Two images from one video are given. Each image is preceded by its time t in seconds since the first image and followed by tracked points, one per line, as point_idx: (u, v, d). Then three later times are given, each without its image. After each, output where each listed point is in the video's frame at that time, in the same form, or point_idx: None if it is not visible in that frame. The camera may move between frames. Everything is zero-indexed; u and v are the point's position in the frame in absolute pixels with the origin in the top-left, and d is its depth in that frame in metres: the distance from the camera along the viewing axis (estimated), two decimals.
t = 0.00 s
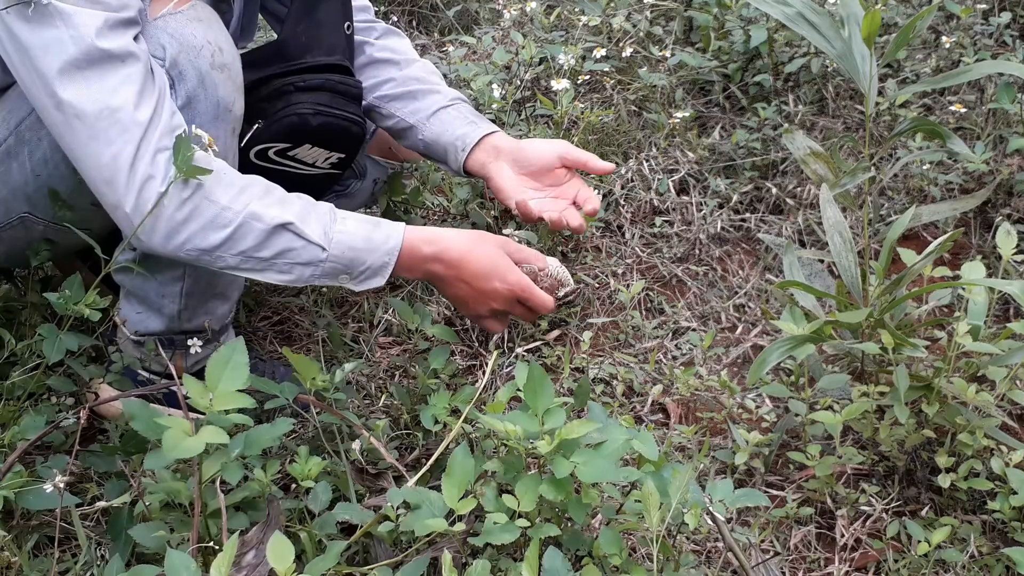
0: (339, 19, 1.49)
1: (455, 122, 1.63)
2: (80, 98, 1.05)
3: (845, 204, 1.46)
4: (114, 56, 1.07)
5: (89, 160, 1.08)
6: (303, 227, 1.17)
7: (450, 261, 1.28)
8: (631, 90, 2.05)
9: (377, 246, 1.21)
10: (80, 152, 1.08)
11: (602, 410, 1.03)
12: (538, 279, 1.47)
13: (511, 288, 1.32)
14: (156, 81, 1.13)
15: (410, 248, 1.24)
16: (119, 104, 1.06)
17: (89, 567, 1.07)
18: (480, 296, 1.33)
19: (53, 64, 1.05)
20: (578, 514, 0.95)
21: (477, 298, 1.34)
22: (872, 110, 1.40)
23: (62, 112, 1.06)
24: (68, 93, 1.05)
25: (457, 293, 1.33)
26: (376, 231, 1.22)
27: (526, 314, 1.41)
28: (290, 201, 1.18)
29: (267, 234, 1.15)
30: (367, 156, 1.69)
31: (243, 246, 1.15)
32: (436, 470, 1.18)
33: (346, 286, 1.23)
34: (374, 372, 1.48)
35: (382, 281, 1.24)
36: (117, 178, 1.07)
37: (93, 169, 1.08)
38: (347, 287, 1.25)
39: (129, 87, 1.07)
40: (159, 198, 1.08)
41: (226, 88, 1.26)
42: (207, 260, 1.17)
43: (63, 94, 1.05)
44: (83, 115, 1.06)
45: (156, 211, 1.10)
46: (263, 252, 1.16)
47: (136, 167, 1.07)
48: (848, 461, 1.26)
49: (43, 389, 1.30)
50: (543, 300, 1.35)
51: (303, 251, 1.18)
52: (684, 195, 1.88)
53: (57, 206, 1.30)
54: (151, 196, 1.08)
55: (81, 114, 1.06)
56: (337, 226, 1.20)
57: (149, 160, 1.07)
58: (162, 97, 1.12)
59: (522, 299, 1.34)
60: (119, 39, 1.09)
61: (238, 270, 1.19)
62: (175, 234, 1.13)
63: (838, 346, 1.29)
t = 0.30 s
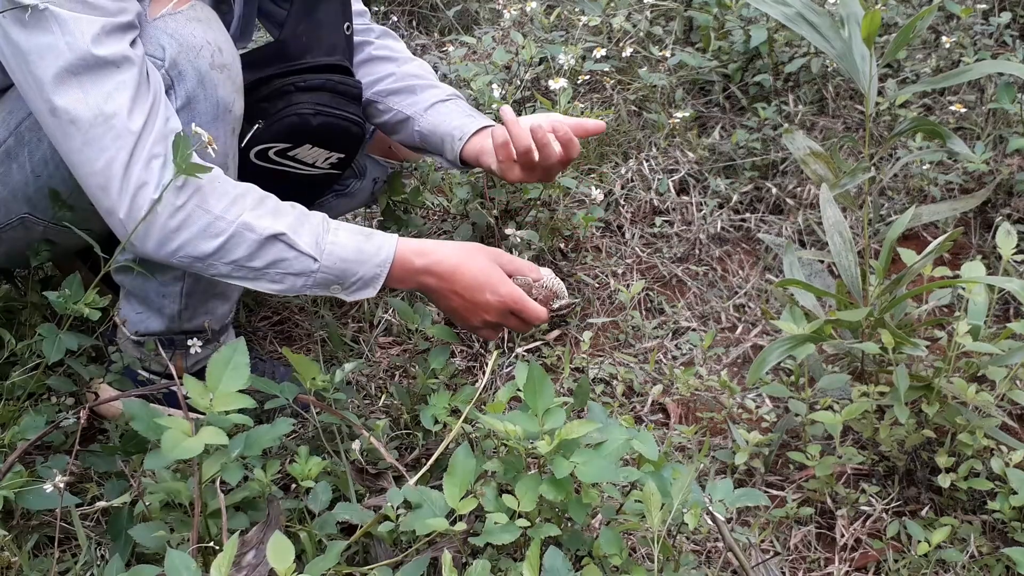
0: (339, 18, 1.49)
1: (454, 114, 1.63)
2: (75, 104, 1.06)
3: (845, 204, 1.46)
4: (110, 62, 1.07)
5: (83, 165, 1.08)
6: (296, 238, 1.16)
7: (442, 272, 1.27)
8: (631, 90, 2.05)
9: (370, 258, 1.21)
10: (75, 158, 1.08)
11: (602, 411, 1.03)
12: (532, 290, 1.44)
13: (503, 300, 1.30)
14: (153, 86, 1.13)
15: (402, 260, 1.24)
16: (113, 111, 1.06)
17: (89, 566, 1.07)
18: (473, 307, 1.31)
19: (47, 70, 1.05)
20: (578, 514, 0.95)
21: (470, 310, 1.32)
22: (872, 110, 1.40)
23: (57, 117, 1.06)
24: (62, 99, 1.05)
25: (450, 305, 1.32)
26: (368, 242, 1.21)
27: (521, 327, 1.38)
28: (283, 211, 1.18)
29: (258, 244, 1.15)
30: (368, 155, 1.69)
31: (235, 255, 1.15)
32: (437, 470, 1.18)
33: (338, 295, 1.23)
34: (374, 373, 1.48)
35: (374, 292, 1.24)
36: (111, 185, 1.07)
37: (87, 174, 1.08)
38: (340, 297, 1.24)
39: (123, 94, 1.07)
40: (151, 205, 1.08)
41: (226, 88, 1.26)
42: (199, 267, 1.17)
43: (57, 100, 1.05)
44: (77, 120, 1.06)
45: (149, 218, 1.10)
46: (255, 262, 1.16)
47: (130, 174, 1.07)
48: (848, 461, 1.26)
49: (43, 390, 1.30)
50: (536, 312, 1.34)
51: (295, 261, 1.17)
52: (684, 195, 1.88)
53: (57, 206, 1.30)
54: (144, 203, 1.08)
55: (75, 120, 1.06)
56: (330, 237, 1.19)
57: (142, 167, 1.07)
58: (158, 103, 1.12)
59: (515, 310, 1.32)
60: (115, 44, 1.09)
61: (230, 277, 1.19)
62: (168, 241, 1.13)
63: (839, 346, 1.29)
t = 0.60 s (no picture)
0: (339, 17, 1.48)
1: (434, 120, 1.60)
2: (75, 104, 1.05)
3: (846, 204, 1.46)
4: (110, 62, 1.06)
5: (84, 166, 1.07)
6: (298, 234, 1.16)
7: (445, 263, 1.26)
8: (632, 89, 2.05)
9: (373, 251, 1.20)
10: (76, 158, 1.08)
11: (603, 411, 1.02)
12: (534, 273, 1.44)
13: (508, 286, 1.30)
14: (153, 84, 1.12)
15: (406, 252, 1.23)
16: (113, 111, 1.05)
17: (88, 567, 1.07)
18: (478, 294, 1.31)
19: (47, 70, 1.04)
20: (579, 515, 0.95)
21: (475, 298, 1.33)
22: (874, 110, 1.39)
23: (58, 117, 1.06)
24: (63, 99, 1.05)
25: (454, 294, 1.32)
26: (370, 236, 1.21)
27: (527, 311, 1.39)
28: (285, 207, 1.17)
29: (262, 241, 1.15)
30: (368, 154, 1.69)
31: (239, 252, 1.15)
32: (436, 470, 1.17)
33: (342, 290, 1.22)
34: (374, 372, 1.48)
35: (378, 285, 1.23)
36: (113, 185, 1.07)
37: (89, 174, 1.08)
38: (343, 291, 1.24)
39: (123, 94, 1.06)
40: (153, 205, 1.07)
41: (226, 86, 1.26)
42: (203, 265, 1.17)
43: (58, 101, 1.05)
44: (78, 121, 1.05)
45: (151, 218, 1.09)
46: (258, 259, 1.16)
47: (131, 174, 1.07)
48: (849, 462, 1.25)
49: (42, 390, 1.30)
50: (542, 294, 1.34)
51: (299, 257, 1.17)
52: (685, 194, 1.88)
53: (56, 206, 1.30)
54: (146, 203, 1.08)
55: (76, 121, 1.05)
56: (333, 232, 1.19)
57: (144, 166, 1.07)
58: (158, 102, 1.11)
59: (520, 295, 1.32)
60: (115, 44, 1.08)
61: (234, 274, 1.19)
62: (171, 240, 1.13)
63: (840, 347, 1.29)
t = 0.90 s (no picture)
0: (338, 19, 1.50)
1: (441, 79, 1.66)
2: (75, 110, 1.06)
3: (845, 204, 1.46)
4: (110, 68, 1.07)
5: (84, 171, 1.08)
6: (296, 241, 1.17)
7: (443, 271, 1.27)
8: (632, 90, 2.05)
9: (370, 259, 1.21)
10: (75, 163, 1.08)
11: (602, 410, 1.03)
12: (534, 281, 1.45)
13: (506, 294, 1.31)
14: (153, 91, 1.13)
15: (403, 261, 1.25)
16: (112, 117, 1.06)
17: (90, 566, 1.08)
18: (475, 302, 1.32)
19: (48, 77, 1.05)
20: (579, 513, 0.95)
21: (474, 306, 1.33)
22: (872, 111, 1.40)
23: (58, 123, 1.06)
24: (63, 105, 1.06)
25: (452, 301, 1.33)
26: (368, 243, 1.22)
27: (526, 317, 1.39)
28: (283, 215, 1.18)
29: (259, 248, 1.15)
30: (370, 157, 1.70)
31: (236, 259, 1.16)
32: (436, 470, 1.18)
33: (339, 297, 1.23)
34: (374, 373, 1.49)
35: (375, 291, 1.24)
36: (112, 191, 1.07)
37: (88, 180, 1.08)
38: (341, 297, 1.25)
39: (122, 100, 1.07)
40: (152, 211, 1.08)
41: (228, 90, 1.27)
42: (201, 271, 1.17)
43: (58, 107, 1.06)
44: (78, 127, 1.06)
45: (150, 225, 1.10)
46: (256, 266, 1.17)
47: (130, 179, 1.07)
48: (847, 461, 1.26)
49: (44, 390, 1.30)
50: (540, 301, 1.34)
51: (296, 264, 1.18)
52: (684, 195, 1.88)
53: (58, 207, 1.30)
54: (144, 210, 1.08)
55: (76, 126, 1.06)
56: (330, 239, 1.20)
57: (143, 173, 1.07)
58: (157, 108, 1.12)
59: (518, 303, 1.33)
60: (114, 50, 1.09)
61: (232, 281, 1.19)
62: (170, 246, 1.13)
63: (838, 346, 1.29)
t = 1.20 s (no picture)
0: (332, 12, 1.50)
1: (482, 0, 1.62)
2: (68, 125, 1.06)
3: (844, 205, 1.46)
4: (104, 82, 1.07)
5: (76, 186, 1.09)
6: (284, 259, 1.16)
7: (431, 286, 1.24)
8: (632, 90, 2.05)
9: (358, 277, 1.19)
10: (68, 177, 1.09)
11: (603, 410, 1.03)
12: (522, 292, 1.42)
13: (496, 308, 1.27)
14: (148, 103, 1.12)
15: (390, 276, 1.22)
16: (103, 133, 1.06)
17: (90, 566, 1.08)
18: (465, 317, 1.29)
19: (43, 91, 1.06)
20: (579, 514, 0.95)
21: (463, 321, 1.30)
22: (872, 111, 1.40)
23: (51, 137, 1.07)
24: (56, 121, 1.06)
25: (442, 317, 1.30)
26: (357, 260, 1.20)
27: (519, 329, 1.35)
28: (272, 231, 1.17)
29: (247, 265, 1.14)
30: (370, 163, 1.67)
31: (224, 276, 1.15)
32: (436, 470, 1.18)
33: (328, 313, 1.22)
34: (374, 373, 1.49)
35: (363, 308, 1.22)
36: (102, 206, 1.08)
37: (80, 194, 1.09)
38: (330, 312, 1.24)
39: (113, 115, 1.06)
40: (139, 228, 1.08)
41: (226, 94, 1.28)
42: (189, 286, 1.17)
43: (52, 121, 1.06)
44: (71, 142, 1.06)
45: (137, 241, 1.10)
46: (244, 283, 1.16)
47: (120, 195, 1.07)
48: (847, 461, 1.26)
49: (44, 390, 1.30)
50: (531, 313, 1.30)
51: (284, 281, 1.17)
52: (684, 195, 1.88)
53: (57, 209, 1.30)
54: (133, 226, 1.08)
55: (69, 141, 1.06)
56: (319, 257, 1.18)
57: (131, 188, 1.07)
58: (151, 122, 1.11)
59: (509, 316, 1.29)
60: (109, 63, 1.08)
61: (221, 295, 1.19)
62: (158, 261, 1.13)
63: (838, 346, 1.29)
